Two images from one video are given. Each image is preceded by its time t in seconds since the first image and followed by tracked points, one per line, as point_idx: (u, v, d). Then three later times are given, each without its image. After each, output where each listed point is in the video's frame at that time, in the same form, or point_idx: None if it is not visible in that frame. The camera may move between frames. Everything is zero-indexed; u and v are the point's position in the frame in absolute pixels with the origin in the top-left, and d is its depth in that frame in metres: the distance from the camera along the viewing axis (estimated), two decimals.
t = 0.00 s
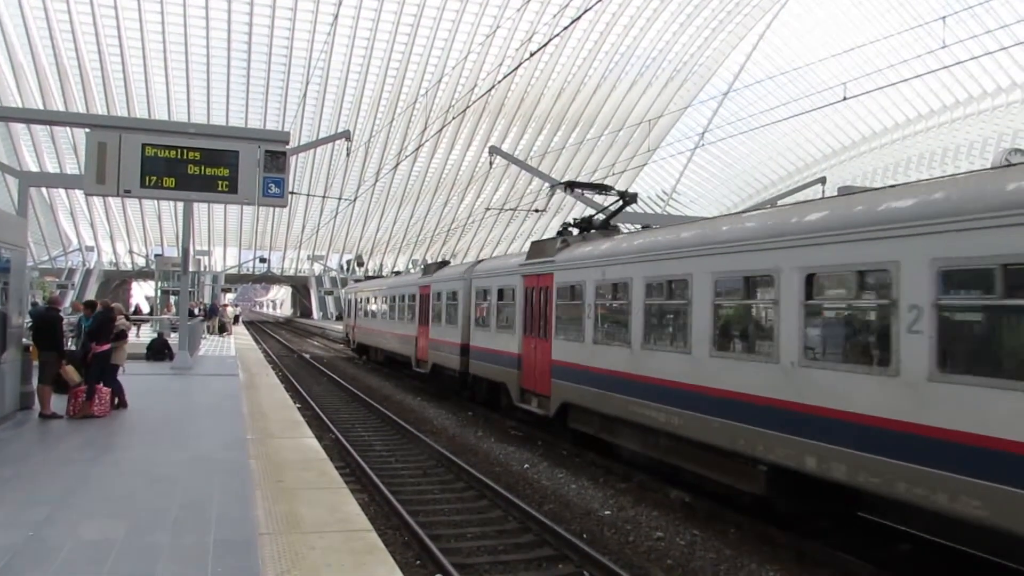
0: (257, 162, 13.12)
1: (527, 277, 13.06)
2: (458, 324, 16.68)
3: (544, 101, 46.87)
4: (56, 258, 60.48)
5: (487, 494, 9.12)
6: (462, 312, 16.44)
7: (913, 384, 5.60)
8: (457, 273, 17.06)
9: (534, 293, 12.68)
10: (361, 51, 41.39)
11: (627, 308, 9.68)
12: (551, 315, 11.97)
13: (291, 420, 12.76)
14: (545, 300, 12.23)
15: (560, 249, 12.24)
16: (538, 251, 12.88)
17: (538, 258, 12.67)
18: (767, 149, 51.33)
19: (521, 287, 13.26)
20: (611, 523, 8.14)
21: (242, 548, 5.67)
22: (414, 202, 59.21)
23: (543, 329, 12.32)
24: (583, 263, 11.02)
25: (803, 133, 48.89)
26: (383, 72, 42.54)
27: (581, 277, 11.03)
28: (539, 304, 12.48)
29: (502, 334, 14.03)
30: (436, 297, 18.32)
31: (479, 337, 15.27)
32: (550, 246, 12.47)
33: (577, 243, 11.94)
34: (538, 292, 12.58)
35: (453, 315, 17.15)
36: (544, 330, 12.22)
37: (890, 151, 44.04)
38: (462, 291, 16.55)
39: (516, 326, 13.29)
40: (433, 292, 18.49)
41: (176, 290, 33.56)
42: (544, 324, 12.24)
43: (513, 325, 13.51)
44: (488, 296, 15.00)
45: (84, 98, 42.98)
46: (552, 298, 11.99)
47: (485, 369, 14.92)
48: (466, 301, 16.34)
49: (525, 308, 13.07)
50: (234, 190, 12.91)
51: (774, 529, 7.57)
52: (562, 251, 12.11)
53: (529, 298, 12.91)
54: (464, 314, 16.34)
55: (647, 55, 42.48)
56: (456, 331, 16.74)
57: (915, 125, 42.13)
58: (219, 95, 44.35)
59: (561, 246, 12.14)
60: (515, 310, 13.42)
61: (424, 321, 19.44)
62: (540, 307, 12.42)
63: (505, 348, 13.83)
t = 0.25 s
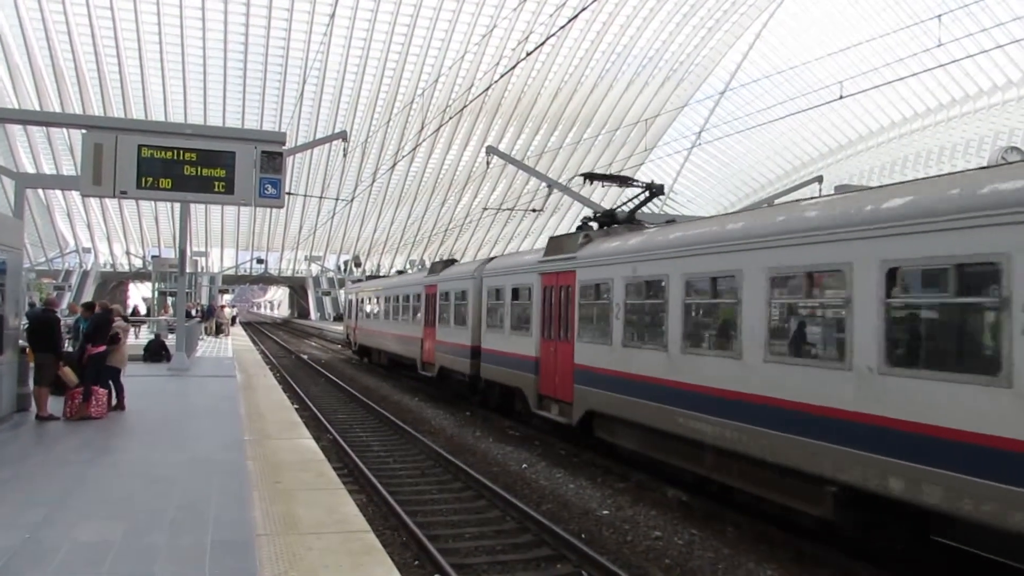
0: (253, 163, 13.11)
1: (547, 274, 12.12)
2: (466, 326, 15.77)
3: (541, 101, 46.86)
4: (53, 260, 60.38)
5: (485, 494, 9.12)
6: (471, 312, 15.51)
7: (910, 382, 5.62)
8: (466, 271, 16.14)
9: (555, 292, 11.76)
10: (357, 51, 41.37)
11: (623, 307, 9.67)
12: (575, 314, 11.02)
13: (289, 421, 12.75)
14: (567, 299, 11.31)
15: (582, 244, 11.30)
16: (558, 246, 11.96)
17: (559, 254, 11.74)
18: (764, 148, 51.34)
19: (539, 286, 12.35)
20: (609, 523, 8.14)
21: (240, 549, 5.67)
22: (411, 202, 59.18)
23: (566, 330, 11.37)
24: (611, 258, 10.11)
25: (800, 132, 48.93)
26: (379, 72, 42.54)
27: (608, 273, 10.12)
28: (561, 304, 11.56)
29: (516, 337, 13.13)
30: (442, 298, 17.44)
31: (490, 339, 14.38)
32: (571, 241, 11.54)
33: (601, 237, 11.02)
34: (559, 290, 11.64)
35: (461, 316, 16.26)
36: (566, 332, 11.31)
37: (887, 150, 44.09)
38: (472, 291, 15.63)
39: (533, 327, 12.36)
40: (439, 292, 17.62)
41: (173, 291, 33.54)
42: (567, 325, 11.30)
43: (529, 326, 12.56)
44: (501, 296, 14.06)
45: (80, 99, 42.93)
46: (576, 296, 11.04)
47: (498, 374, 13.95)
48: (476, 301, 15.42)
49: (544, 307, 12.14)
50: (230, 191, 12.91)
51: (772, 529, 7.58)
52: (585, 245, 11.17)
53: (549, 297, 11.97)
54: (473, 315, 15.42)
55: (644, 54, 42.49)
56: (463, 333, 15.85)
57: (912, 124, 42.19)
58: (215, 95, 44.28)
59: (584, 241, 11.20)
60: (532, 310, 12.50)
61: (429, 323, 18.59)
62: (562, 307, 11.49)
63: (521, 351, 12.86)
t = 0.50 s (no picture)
0: (250, 164, 13.10)
1: (568, 272, 11.16)
2: (477, 329, 14.80)
3: (538, 101, 46.88)
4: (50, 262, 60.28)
5: (483, 495, 9.11)
6: (484, 313, 14.56)
7: (909, 382, 5.51)
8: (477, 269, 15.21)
9: (578, 292, 10.78)
10: (354, 52, 41.36)
11: (614, 306, 9.71)
12: (601, 316, 10.07)
13: (287, 422, 12.72)
14: (591, 299, 10.36)
15: (608, 239, 10.31)
16: (581, 241, 10.97)
17: (582, 250, 10.77)
18: (761, 148, 51.40)
19: (560, 285, 11.36)
20: (608, 522, 8.14)
21: (237, 551, 5.64)
22: (408, 203, 59.18)
23: (591, 333, 10.41)
24: (641, 255, 9.15)
25: (797, 131, 48.97)
26: (376, 72, 42.53)
27: (638, 270, 9.18)
28: (585, 305, 10.58)
29: (534, 340, 12.18)
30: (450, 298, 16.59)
31: (506, 341, 13.42)
32: (596, 236, 10.54)
33: (629, 231, 10.07)
34: (582, 289, 10.68)
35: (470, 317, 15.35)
36: (592, 335, 10.35)
37: (883, 148, 44.17)
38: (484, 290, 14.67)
39: (554, 329, 11.41)
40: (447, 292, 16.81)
41: (170, 293, 33.54)
42: (592, 328, 10.36)
43: (550, 328, 11.60)
44: (516, 296, 13.13)
45: (76, 102, 42.88)
46: (602, 297, 10.09)
47: (514, 378, 13.01)
48: (489, 302, 14.47)
49: (565, 308, 11.22)
50: (227, 192, 12.88)
51: (770, 528, 7.58)
52: (610, 240, 10.19)
53: (571, 296, 11.02)
54: (486, 317, 14.46)
55: (641, 54, 42.52)
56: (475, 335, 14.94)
57: (908, 122, 42.25)
58: (211, 96, 44.24)
59: (609, 236, 10.28)
60: (552, 311, 11.54)
61: (436, 326, 17.67)
62: (586, 308, 10.52)
63: (540, 354, 11.92)
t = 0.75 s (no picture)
0: (248, 166, 13.10)
1: (594, 270, 10.50)
2: (490, 330, 14.26)
3: (535, 101, 46.92)
4: (48, 264, 60.25)
5: (482, 496, 9.12)
6: (497, 314, 14.09)
7: (909, 380, 5.54)
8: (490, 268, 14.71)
9: (607, 290, 10.10)
10: (351, 53, 41.41)
11: (650, 307, 9.01)
12: (633, 314, 9.38)
13: (286, 424, 12.73)
14: (622, 298, 9.70)
15: (641, 234, 9.68)
16: (611, 236, 10.34)
17: (611, 245, 10.13)
18: (758, 148, 51.47)
19: (586, 283, 10.70)
20: (606, 523, 8.14)
21: (235, 553, 5.65)
22: (406, 204, 59.19)
23: (623, 334, 9.69)
24: (653, 255, 9.03)
25: (794, 131, 49.04)
26: (373, 74, 42.56)
27: (677, 267, 8.54)
28: (614, 304, 9.91)
29: (556, 343, 11.53)
30: (461, 298, 16.13)
31: (523, 343, 12.82)
32: (628, 230, 9.90)
33: (662, 225, 9.45)
34: (611, 287, 10.01)
35: (482, 317, 14.86)
36: (622, 335, 9.66)
37: (881, 148, 44.27)
38: (497, 289, 14.17)
39: (579, 331, 10.73)
40: (457, 292, 16.32)
41: (168, 295, 33.55)
42: (624, 328, 9.64)
43: (574, 329, 10.94)
44: (535, 296, 12.50)
45: (74, 105, 42.87)
46: (634, 294, 9.42)
47: (535, 385, 12.28)
48: (503, 302, 14.00)
49: (591, 308, 10.55)
50: (225, 195, 12.87)
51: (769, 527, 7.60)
52: (643, 235, 9.58)
53: (599, 295, 10.32)
54: (500, 318, 13.97)
55: (638, 54, 42.57)
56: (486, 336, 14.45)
57: (905, 121, 42.31)
58: (208, 98, 44.25)
59: (641, 230, 9.65)
60: (578, 311, 10.85)
61: (444, 327, 17.19)
62: (616, 307, 9.83)
63: (563, 359, 11.22)
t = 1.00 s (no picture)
0: (248, 168, 13.10)
1: (627, 268, 9.57)
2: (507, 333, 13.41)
3: (535, 102, 46.92)
4: (48, 265, 60.23)
5: (481, 497, 9.13)
6: (514, 316, 13.17)
7: (912, 381, 5.54)
8: (506, 266, 13.84)
9: (645, 290, 9.14)
10: (350, 54, 41.41)
11: (696, 307, 8.08)
12: (675, 316, 8.45)
13: (286, 425, 12.72)
14: (661, 299, 8.77)
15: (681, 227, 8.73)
16: (645, 230, 9.40)
17: (647, 241, 9.19)
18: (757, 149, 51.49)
19: (619, 282, 9.73)
20: (606, 523, 8.15)
21: (235, 553, 5.66)
22: (405, 205, 59.17)
23: (661, 337, 8.76)
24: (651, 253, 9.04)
25: (794, 131, 49.08)
26: (372, 75, 42.56)
27: (728, 263, 7.62)
28: (652, 306, 8.96)
29: (583, 346, 10.60)
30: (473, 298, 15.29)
31: (545, 346, 11.92)
32: (666, 224, 8.95)
33: (706, 217, 8.51)
34: (650, 287, 9.05)
35: (496, 319, 14.02)
36: (662, 340, 8.72)
37: (880, 148, 44.35)
38: (514, 289, 13.23)
39: (611, 335, 9.79)
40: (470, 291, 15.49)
41: (167, 296, 33.54)
42: (664, 331, 8.69)
43: (605, 333, 9.99)
44: (558, 297, 11.58)
45: (73, 106, 42.86)
46: (676, 293, 8.48)
47: (559, 392, 11.34)
48: (522, 302, 13.08)
49: (624, 310, 9.60)
50: (224, 196, 12.86)
51: (767, 529, 7.61)
52: (683, 228, 8.64)
53: (633, 295, 9.38)
54: (518, 319, 13.08)
55: (637, 54, 42.59)
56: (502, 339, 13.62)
57: (904, 121, 42.30)
58: (207, 99, 44.24)
59: (681, 223, 8.71)
60: (609, 313, 9.89)
61: (456, 327, 16.42)
62: (655, 309, 8.86)
63: (592, 365, 10.30)
